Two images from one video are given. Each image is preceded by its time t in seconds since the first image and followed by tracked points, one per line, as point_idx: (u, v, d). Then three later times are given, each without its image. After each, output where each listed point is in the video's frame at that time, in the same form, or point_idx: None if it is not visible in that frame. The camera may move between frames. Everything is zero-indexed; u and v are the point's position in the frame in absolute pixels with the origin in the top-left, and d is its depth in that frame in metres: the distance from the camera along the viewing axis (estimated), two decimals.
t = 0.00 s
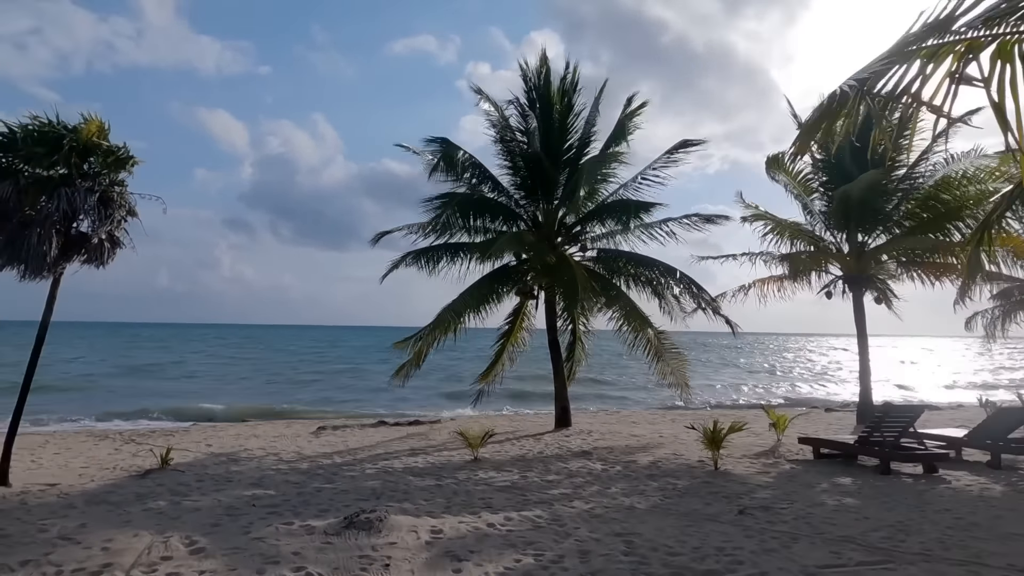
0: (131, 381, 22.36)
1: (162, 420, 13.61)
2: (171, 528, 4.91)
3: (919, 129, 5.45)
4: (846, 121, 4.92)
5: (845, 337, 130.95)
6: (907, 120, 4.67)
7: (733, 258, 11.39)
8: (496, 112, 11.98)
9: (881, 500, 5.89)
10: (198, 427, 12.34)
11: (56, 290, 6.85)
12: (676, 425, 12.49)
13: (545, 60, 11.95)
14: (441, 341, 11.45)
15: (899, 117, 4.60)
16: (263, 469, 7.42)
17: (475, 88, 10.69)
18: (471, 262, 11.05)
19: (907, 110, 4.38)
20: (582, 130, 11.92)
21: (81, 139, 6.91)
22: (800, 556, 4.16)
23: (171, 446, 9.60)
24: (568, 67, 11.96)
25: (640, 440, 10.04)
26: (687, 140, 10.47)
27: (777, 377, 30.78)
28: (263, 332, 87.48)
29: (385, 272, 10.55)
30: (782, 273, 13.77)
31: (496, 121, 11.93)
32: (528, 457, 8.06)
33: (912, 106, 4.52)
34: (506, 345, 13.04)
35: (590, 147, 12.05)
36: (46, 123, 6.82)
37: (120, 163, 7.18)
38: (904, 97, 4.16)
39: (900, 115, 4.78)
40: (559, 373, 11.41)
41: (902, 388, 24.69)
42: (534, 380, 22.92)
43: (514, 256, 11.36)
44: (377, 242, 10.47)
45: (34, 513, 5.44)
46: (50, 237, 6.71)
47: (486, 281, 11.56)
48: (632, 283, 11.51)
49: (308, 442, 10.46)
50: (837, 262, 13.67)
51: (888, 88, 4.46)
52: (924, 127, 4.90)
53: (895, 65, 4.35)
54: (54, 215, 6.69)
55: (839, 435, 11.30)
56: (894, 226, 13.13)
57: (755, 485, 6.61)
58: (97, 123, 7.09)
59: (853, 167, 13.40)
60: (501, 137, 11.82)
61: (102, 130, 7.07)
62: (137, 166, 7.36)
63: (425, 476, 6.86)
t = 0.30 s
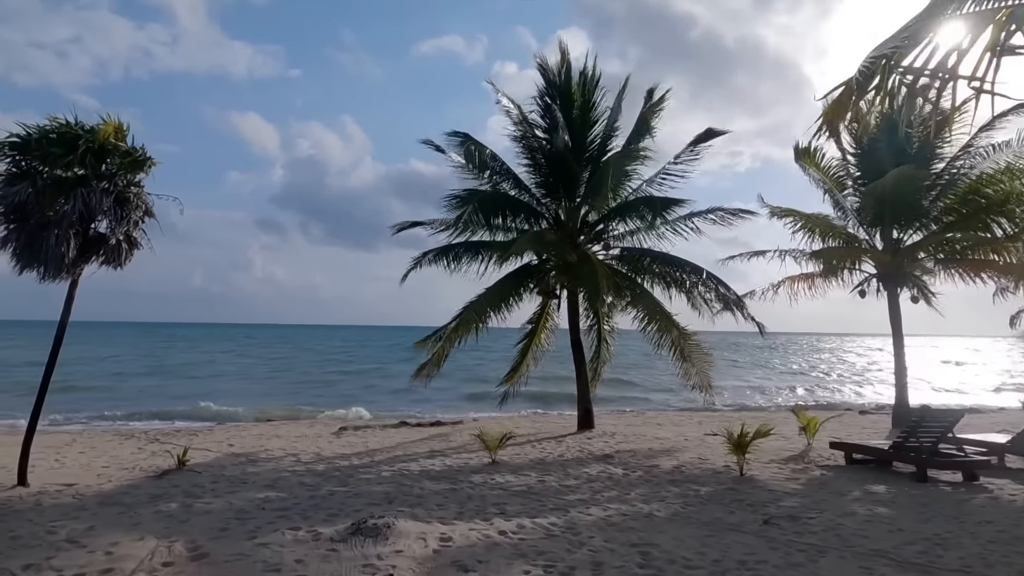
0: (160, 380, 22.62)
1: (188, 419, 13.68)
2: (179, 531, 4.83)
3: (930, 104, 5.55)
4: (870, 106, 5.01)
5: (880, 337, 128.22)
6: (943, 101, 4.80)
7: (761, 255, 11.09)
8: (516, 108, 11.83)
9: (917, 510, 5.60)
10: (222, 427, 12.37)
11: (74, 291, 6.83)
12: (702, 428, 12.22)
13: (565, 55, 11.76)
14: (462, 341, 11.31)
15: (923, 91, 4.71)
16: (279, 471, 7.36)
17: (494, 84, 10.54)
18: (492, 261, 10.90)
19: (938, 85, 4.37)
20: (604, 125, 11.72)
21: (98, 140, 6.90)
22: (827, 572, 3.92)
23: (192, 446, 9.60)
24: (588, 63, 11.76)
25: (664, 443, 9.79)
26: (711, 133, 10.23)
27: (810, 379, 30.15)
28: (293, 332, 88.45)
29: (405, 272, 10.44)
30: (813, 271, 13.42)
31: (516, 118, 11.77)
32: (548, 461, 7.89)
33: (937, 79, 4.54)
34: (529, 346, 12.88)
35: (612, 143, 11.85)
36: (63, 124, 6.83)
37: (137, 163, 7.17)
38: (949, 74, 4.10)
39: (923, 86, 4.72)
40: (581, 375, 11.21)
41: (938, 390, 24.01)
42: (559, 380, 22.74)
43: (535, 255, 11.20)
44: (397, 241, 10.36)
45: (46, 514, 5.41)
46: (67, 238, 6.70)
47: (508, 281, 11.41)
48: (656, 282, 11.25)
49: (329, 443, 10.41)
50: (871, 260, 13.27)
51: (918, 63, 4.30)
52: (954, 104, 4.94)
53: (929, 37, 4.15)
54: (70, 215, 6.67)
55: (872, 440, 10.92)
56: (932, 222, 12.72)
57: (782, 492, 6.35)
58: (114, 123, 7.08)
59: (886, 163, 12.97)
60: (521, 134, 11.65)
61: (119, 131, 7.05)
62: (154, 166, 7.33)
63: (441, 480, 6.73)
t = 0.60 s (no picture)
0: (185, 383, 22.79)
1: (209, 423, 13.69)
2: (185, 543, 4.74)
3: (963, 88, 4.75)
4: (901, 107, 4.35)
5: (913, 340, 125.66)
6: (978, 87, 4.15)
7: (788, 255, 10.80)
8: (534, 110, 11.67)
9: (955, 526, 5.31)
10: (242, 432, 12.35)
11: (89, 298, 6.79)
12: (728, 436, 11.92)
13: (582, 55, 11.59)
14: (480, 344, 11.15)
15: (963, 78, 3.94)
16: (294, 479, 7.27)
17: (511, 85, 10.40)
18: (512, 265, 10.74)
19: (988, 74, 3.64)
20: (623, 126, 11.53)
21: (114, 146, 6.86)
22: None
23: (211, 452, 9.57)
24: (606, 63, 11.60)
25: (688, 451, 9.54)
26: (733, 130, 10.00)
27: (840, 383, 29.51)
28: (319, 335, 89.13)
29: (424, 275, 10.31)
30: (843, 273, 13.07)
31: (534, 120, 11.61)
32: (566, 470, 7.71)
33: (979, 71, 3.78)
34: (549, 351, 12.70)
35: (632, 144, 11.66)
36: (80, 130, 6.79)
37: (153, 169, 7.09)
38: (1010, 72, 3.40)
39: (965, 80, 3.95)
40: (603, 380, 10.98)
41: (973, 396, 23.31)
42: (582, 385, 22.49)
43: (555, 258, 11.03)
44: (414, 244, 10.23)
45: (56, 523, 5.36)
46: (83, 245, 6.65)
47: (528, 284, 11.24)
48: (679, 285, 10.99)
49: (347, 449, 10.32)
50: (903, 261, 12.87)
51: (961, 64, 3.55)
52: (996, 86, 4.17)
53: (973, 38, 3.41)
54: (86, 222, 6.62)
55: (906, 448, 10.56)
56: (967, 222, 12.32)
57: (811, 506, 6.09)
58: (130, 129, 6.99)
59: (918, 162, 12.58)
60: (540, 137, 11.52)
61: (136, 137, 6.99)
62: (170, 172, 7.27)
63: (456, 490, 6.58)
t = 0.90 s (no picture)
0: (193, 391, 22.61)
1: (214, 431, 13.48)
2: (178, 557, 4.51)
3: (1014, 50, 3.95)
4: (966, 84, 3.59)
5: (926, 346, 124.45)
6: None
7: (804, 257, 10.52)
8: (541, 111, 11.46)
9: (992, 540, 5.02)
10: (247, 440, 12.13)
11: (86, 301, 6.61)
12: (743, 444, 11.62)
13: (591, 56, 11.39)
14: (486, 349, 10.89)
15: None
16: (296, 488, 7.03)
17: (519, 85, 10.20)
18: (520, 268, 10.51)
19: None
20: (632, 127, 11.33)
21: (112, 147, 6.67)
22: None
23: (214, 460, 9.36)
24: (615, 64, 11.41)
25: (703, 460, 9.25)
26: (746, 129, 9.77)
27: (855, 390, 29.06)
28: (328, 342, 89.07)
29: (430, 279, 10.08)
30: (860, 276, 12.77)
31: (542, 122, 11.41)
32: (578, 480, 7.44)
33: None
34: (555, 357, 12.45)
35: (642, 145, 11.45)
36: (77, 130, 6.60)
37: (153, 170, 6.90)
38: None
39: None
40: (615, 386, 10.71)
41: (993, 403, 22.85)
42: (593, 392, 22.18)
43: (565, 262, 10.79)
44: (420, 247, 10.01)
45: (46, 535, 5.14)
46: (79, 247, 6.47)
47: (537, 288, 10.99)
48: (692, 288, 10.72)
49: (353, 457, 10.09)
50: (922, 263, 12.55)
51: None
52: None
53: None
54: (82, 225, 6.42)
55: (930, 457, 10.23)
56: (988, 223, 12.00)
57: (836, 518, 5.81)
58: (129, 128, 6.81)
59: (939, 160, 12.29)
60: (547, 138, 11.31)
61: (135, 137, 6.80)
62: (171, 173, 7.07)
63: (463, 500, 6.33)
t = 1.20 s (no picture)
0: (183, 406, 22.22)
1: (203, 448, 13.15)
2: None
3: None
4: None
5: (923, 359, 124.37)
6: None
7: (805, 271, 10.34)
8: (537, 122, 11.30)
9: (1011, 569, 4.78)
10: (236, 458, 11.80)
11: (64, 316, 6.36)
12: (744, 462, 11.36)
13: (587, 66, 11.24)
14: (482, 365, 10.64)
15: None
16: (283, 511, 6.74)
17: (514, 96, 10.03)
18: (516, 282, 10.30)
19: None
20: (629, 138, 11.17)
21: (93, 156, 6.44)
22: None
23: (200, 480, 9.05)
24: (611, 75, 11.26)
25: (705, 479, 8.99)
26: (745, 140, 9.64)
27: (853, 405, 28.80)
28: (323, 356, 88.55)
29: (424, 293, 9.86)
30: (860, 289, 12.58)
31: (537, 133, 11.24)
32: (576, 501, 7.18)
33: None
34: (551, 371, 12.20)
35: (640, 158, 11.29)
36: (58, 139, 6.38)
37: (136, 180, 6.67)
38: None
39: None
40: (613, 402, 10.48)
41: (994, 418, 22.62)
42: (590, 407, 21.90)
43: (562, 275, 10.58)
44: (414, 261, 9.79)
45: (14, 565, 4.85)
46: (56, 260, 6.23)
47: (533, 302, 10.78)
48: (691, 301, 10.52)
49: (344, 475, 9.79)
50: (923, 276, 12.36)
51: None
52: None
53: None
54: (60, 237, 6.19)
55: (936, 475, 9.99)
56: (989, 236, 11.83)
57: (846, 544, 5.56)
58: (112, 138, 6.59)
59: (940, 172, 12.15)
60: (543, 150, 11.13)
61: (117, 146, 6.57)
62: (155, 183, 6.84)
63: (457, 524, 6.06)
